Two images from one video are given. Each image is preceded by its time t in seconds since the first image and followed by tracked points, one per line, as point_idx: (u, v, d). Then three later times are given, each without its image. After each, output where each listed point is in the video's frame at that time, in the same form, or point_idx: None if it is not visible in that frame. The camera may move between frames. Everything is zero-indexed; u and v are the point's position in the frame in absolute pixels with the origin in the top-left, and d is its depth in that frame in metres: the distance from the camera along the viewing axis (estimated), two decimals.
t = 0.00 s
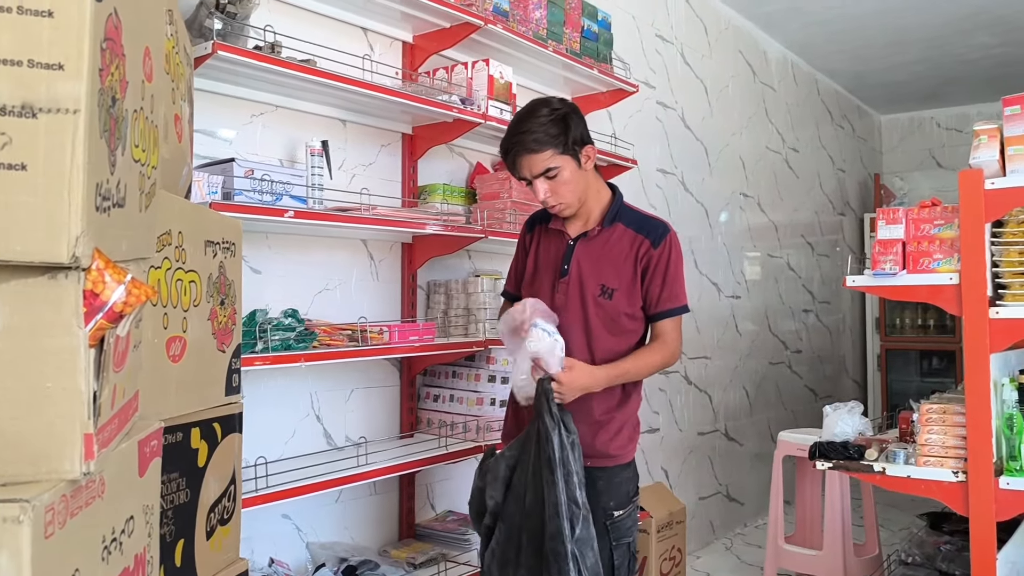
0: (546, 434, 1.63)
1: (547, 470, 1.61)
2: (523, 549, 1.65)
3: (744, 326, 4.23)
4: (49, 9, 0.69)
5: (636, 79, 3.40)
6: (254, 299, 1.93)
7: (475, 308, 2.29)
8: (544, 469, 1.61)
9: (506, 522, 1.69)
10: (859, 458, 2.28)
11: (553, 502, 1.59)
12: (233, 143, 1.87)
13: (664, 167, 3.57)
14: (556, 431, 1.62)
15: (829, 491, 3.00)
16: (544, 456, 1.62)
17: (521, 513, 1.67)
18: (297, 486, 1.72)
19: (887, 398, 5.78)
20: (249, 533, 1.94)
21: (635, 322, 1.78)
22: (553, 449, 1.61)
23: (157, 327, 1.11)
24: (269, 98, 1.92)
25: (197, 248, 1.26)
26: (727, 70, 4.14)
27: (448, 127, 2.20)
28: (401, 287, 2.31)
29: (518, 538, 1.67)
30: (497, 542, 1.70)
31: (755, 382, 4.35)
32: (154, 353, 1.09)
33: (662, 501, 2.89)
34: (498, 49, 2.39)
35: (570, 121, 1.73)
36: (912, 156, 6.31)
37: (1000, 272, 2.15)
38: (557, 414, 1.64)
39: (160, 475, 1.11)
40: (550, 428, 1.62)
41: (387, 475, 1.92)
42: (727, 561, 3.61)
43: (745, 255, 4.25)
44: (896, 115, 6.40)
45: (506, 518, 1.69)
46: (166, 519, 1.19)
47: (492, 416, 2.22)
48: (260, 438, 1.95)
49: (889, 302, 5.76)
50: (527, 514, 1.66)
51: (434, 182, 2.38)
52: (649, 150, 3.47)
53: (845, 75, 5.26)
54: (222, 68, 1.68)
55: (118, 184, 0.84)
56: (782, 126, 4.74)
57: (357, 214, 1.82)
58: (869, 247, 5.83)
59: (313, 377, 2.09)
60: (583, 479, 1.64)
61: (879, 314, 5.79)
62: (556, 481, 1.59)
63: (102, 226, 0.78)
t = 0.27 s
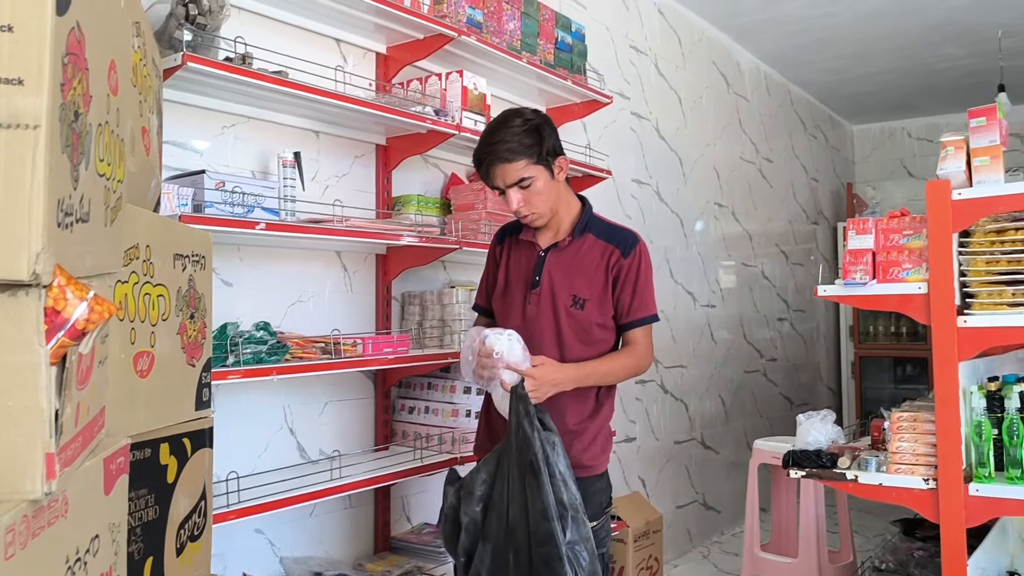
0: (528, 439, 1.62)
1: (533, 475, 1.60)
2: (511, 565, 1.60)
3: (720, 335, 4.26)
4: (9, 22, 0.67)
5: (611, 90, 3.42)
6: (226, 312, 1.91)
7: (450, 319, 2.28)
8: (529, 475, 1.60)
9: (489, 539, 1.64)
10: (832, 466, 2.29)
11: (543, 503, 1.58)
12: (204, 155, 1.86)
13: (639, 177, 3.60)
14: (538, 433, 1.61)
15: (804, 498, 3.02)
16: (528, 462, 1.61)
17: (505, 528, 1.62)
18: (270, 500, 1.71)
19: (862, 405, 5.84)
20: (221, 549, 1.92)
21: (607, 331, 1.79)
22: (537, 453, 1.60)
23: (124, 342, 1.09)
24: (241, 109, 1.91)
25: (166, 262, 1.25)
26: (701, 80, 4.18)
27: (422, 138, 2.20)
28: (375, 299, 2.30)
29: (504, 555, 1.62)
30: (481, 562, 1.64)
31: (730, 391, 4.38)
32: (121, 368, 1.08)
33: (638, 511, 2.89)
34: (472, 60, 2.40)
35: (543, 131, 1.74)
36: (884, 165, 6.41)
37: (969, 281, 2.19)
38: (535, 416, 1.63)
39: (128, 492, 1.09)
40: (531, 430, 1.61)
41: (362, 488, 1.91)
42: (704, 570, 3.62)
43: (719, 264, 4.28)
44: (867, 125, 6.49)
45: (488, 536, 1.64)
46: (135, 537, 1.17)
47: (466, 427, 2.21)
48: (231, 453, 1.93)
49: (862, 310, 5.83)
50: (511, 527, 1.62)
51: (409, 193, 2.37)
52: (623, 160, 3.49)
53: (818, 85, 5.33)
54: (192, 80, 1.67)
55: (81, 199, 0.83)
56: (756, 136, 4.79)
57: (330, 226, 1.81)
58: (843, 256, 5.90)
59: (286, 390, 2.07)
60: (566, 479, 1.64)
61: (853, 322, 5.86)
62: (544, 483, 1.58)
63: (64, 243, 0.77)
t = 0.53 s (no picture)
0: (540, 463, 1.60)
1: (546, 500, 1.57)
2: None
3: (692, 348, 4.29)
4: None
5: (581, 106, 3.45)
6: (193, 330, 1.89)
7: (422, 335, 2.28)
8: (542, 499, 1.57)
9: (486, 568, 1.56)
10: (802, 478, 2.31)
11: (554, 529, 1.55)
12: (172, 171, 1.85)
13: (610, 192, 3.62)
14: (549, 457, 1.61)
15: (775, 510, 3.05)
16: (539, 486, 1.58)
17: (507, 556, 1.55)
18: (238, 521, 1.68)
19: (832, 416, 5.90)
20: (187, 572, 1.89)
21: (577, 345, 1.81)
22: (551, 477, 1.59)
23: (88, 362, 1.08)
24: (209, 126, 1.90)
25: (130, 280, 1.23)
26: (671, 96, 4.24)
27: (392, 154, 2.21)
28: (346, 315, 2.29)
29: None
30: None
31: (703, 404, 4.40)
32: (84, 390, 1.06)
33: (612, 525, 2.90)
34: (443, 76, 2.41)
35: (514, 148, 1.74)
36: (851, 179, 6.52)
37: (933, 294, 2.24)
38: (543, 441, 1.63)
39: (91, 515, 1.07)
40: (542, 454, 1.61)
41: (333, 506, 1.89)
42: None
43: (691, 277, 4.32)
44: (835, 140, 6.61)
45: (487, 565, 1.55)
46: (98, 560, 1.14)
47: (438, 444, 2.20)
48: (199, 472, 1.90)
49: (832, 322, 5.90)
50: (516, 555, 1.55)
51: (380, 209, 2.37)
52: (594, 175, 3.52)
53: (785, 101, 5.42)
54: (159, 96, 1.66)
55: (40, 219, 0.82)
56: (725, 150, 4.85)
57: (298, 242, 1.80)
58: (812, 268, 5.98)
59: (255, 408, 2.05)
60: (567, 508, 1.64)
61: (823, 334, 5.93)
62: (558, 509, 1.57)
63: (21, 263, 0.76)
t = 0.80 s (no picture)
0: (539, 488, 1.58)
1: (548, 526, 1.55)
2: None
3: (674, 352, 4.31)
4: None
5: (563, 111, 3.46)
6: (171, 335, 1.87)
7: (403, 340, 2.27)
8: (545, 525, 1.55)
9: None
10: (783, 482, 2.32)
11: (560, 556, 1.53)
12: (151, 175, 1.83)
13: (592, 197, 3.64)
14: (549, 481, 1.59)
15: (757, 514, 3.06)
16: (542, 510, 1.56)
17: None
18: (215, 529, 1.66)
19: (814, 420, 5.94)
20: None
21: (555, 348, 1.81)
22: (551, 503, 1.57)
23: (63, 368, 1.06)
24: (188, 130, 1.89)
25: (107, 284, 1.22)
26: (653, 102, 4.26)
27: (374, 159, 2.20)
28: (327, 320, 2.28)
29: None
30: None
31: (685, 408, 4.42)
32: (60, 396, 1.05)
33: (595, 530, 2.90)
34: (425, 81, 2.40)
35: (493, 152, 1.75)
36: (831, 185, 6.58)
37: (911, 298, 2.27)
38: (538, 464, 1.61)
39: (65, 523, 1.06)
40: (541, 479, 1.58)
41: (313, 513, 1.88)
42: None
43: (672, 283, 4.34)
44: (814, 146, 6.67)
45: None
46: (74, 569, 1.13)
47: (420, 449, 2.20)
48: (176, 479, 1.88)
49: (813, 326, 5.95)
50: None
51: (361, 214, 2.36)
52: (576, 180, 3.53)
53: (766, 107, 5.46)
54: (136, 100, 1.65)
55: (15, 222, 0.81)
56: (707, 156, 4.88)
57: (278, 247, 1.79)
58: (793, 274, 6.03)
59: (235, 414, 2.04)
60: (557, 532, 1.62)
61: (804, 338, 5.97)
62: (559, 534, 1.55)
63: None
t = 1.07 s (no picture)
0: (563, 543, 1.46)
1: None
2: None
3: (667, 349, 4.32)
4: None
5: (556, 108, 3.46)
6: (163, 330, 1.87)
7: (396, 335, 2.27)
8: None
9: None
10: (775, 478, 2.33)
11: None
12: (144, 169, 1.83)
13: (585, 194, 3.64)
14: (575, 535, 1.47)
15: (749, 509, 3.07)
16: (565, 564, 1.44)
17: None
18: (207, 524, 1.66)
19: (805, 417, 5.97)
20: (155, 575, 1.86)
21: (544, 343, 1.82)
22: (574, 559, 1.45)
23: (55, 361, 1.06)
24: (180, 124, 1.88)
25: (99, 279, 1.21)
26: (646, 99, 4.26)
27: (367, 155, 2.20)
28: (319, 316, 2.27)
29: None
30: None
31: (677, 405, 4.43)
32: (51, 389, 1.04)
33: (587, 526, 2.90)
34: (418, 77, 2.40)
35: (479, 147, 1.77)
36: (822, 183, 6.60)
37: (902, 294, 2.27)
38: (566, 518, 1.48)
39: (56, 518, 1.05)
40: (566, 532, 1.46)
41: (305, 509, 1.87)
42: None
43: (665, 279, 4.35)
44: (806, 144, 6.69)
45: None
46: (66, 564, 1.12)
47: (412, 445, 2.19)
48: (168, 475, 1.87)
49: (805, 324, 5.97)
50: None
51: (354, 209, 2.36)
52: (570, 177, 3.53)
53: (758, 105, 5.48)
54: (128, 93, 1.64)
55: (5, 215, 0.81)
56: (699, 153, 4.89)
57: (270, 242, 1.78)
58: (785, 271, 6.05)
59: (227, 410, 2.03)
60: None
61: (796, 336, 5.99)
62: None
63: None
